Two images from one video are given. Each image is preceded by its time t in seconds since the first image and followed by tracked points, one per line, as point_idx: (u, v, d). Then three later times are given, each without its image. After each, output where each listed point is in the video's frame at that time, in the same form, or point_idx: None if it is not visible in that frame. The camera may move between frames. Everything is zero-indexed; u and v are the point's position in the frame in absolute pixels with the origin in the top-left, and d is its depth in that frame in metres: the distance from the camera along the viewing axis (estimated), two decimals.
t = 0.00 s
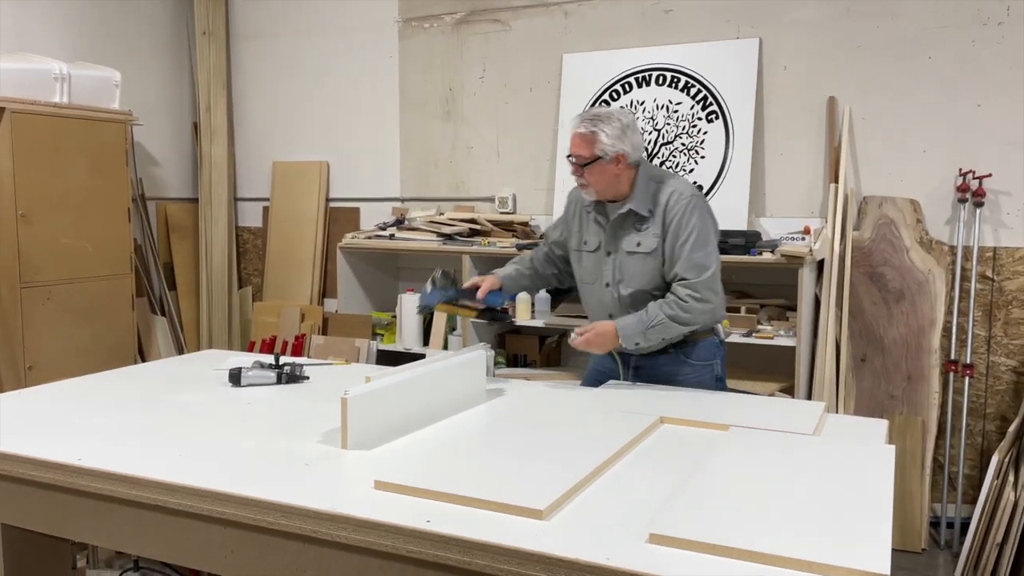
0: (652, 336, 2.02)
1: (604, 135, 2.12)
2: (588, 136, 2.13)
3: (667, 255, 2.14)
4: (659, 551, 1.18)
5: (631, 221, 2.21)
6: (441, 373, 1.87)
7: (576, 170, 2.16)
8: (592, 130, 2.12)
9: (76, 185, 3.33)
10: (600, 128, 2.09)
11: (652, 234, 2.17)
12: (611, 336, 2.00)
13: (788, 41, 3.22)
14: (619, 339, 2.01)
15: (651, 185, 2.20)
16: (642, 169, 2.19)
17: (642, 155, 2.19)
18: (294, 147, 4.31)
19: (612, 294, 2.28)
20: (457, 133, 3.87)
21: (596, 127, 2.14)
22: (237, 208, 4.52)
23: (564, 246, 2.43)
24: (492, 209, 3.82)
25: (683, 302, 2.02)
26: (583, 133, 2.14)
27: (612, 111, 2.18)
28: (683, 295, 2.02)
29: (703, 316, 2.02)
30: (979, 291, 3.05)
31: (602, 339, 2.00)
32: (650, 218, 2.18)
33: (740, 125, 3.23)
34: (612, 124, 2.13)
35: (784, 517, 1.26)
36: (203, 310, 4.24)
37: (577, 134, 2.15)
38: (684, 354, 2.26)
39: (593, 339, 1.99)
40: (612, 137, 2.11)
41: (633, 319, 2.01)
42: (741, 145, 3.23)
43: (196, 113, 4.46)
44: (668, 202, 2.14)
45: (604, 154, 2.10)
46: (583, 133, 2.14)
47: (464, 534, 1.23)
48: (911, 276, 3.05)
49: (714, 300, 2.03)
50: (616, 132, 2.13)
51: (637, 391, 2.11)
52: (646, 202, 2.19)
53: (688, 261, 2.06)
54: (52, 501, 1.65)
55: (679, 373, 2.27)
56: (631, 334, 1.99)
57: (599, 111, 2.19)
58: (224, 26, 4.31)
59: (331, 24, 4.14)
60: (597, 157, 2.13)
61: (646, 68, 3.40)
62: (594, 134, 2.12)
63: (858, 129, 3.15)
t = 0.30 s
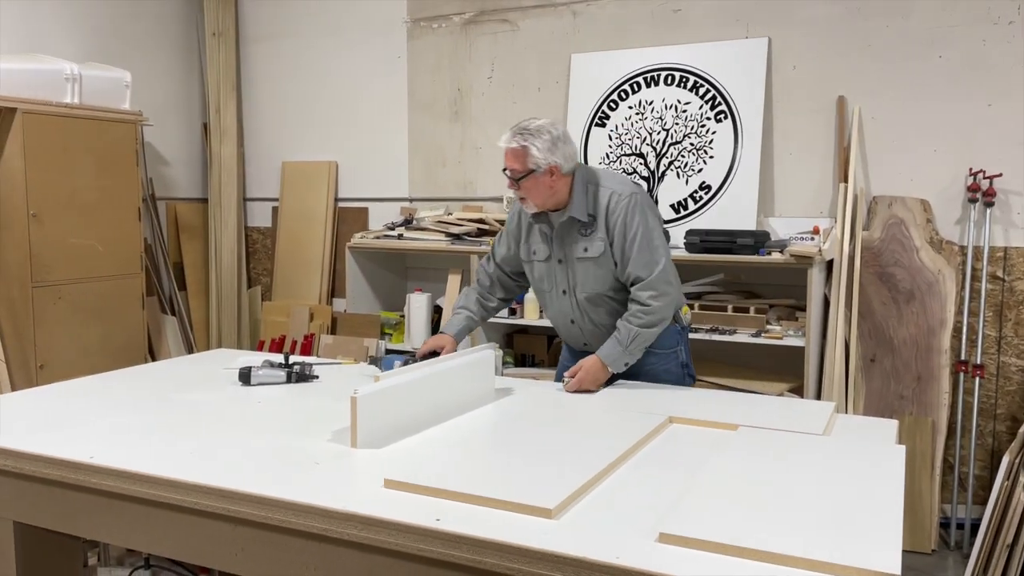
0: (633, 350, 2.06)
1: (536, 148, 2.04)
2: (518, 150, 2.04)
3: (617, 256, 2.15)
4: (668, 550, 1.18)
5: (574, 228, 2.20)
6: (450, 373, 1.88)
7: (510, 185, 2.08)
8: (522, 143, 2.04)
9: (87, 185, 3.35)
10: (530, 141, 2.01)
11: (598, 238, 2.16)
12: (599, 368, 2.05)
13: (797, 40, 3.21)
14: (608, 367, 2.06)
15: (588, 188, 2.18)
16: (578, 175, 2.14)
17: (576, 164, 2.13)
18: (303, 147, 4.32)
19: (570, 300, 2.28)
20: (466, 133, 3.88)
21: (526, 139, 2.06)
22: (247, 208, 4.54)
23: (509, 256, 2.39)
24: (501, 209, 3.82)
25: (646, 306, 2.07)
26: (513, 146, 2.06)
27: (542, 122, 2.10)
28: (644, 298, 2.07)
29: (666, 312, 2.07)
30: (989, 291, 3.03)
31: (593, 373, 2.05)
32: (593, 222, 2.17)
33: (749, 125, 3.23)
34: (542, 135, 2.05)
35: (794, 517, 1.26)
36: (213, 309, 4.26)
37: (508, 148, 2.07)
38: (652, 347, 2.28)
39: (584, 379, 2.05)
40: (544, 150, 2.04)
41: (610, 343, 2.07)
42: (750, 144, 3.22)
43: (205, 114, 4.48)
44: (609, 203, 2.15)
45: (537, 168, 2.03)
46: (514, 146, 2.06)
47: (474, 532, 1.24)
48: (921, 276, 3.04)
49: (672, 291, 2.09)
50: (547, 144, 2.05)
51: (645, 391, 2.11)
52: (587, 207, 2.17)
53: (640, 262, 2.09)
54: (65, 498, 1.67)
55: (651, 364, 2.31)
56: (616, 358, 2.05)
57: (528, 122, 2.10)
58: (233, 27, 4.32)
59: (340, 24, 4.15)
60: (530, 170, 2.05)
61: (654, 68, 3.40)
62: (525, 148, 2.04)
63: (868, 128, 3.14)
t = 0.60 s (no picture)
0: (628, 346, 2.05)
1: (495, 164, 2.00)
2: (477, 167, 2.00)
3: (592, 259, 2.15)
4: (675, 544, 1.19)
5: (543, 236, 2.19)
6: (451, 373, 1.87)
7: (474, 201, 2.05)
8: (481, 160, 2.00)
9: (95, 183, 3.37)
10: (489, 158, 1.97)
11: (569, 244, 2.15)
12: (596, 368, 2.04)
13: (803, 38, 3.21)
14: (607, 366, 2.04)
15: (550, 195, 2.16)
16: (540, 184, 2.12)
17: (537, 173, 2.11)
18: (310, 145, 4.33)
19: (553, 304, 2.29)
20: (471, 131, 3.88)
21: (485, 155, 2.01)
22: (253, 207, 4.55)
23: (484, 265, 2.38)
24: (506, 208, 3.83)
25: (631, 302, 2.07)
26: (472, 164, 2.01)
27: (500, 135, 2.05)
28: (628, 295, 2.07)
29: (652, 305, 2.08)
30: (996, 289, 3.03)
31: (593, 373, 2.04)
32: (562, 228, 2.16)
33: (755, 123, 3.23)
34: (500, 150, 2.01)
35: (801, 513, 1.26)
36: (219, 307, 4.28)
37: (468, 165, 2.02)
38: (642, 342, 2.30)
39: (584, 381, 2.04)
40: (504, 165, 2.00)
41: (603, 342, 2.05)
42: (756, 142, 3.22)
43: (212, 112, 4.49)
44: (575, 208, 2.13)
45: (498, 185, 1.99)
46: (474, 163, 2.01)
47: (482, 527, 1.24)
48: (927, 274, 3.03)
49: (654, 284, 2.10)
50: (507, 159, 2.01)
51: (650, 388, 2.12)
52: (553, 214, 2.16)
53: (617, 261, 2.09)
54: (76, 494, 1.68)
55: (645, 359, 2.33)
56: (613, 358, 2.04)
57: (486, 136, 2.06)
58: (239, 26, 4.33)
59: (346, 23, 4.16)
60: (492, 186, 2.02)
61: (660, 66, 3.40)
62: (484, 164, 2.00)
63: (874, 126, 3.14)
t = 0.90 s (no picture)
0: (629, 341, 2.07)
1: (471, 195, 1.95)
2: (454, 199, 1.95)
3: (581, 265, 2.13)
4: (680, 542, 1.19)
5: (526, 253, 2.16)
6: (453, 372, 1.86)
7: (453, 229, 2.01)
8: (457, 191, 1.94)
9: (99, 182, 3.37)
10: (465, 190, 1.91)
11: (555, 257, 2.13)
12: (599, 365, 2.05)
13: (806, 36, 3.21)
14: (609, 363, 2.05)
15: (527, 211, 2.12)
16: (518, 204, 2.08)
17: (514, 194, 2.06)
18: (312, 144, 4.33)
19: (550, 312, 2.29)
20: (474, 129, 3.89)
21: (459, 185, 1.96)
22: (256, 205, 4.56)
23: (470, 283, 2.36)
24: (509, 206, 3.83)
25: (627, 299, 2.07)
26: (447, 195, 1.96)
27: (473, 161, 1.99)
28: (623, 294, 2.07)
29: (649, 298, 2.09)
30: (998, 287, 3.03)
31: (595, 370, 2.05)
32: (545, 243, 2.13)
33: (758, 120, 3.23)
34: (474, 179, 1.95)
35: (805, 509, 1.27)
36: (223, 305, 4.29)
37: (443, 196, 1.97)
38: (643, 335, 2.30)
39: (586, 378, 2.05)
40: (480, 195, 1.95)
41: (604, 340, 2.06)
42: (759, 140, 3.22)
43: (215, 111, 4.50)
44: (556, 221, 2.10)
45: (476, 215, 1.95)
46: (449, 195, 1.96)
47: (488, 524, 1.25)
48: (930, 271, 3.03)
49: (647, 276, 2.10)
50: (482, 186, 1.96)
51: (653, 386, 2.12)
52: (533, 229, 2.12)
53: (607, 264, 2.08)
54: (82, 492, 1.69)
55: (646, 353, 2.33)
56: (616, 355, 2.05)
57: (459, 163, 2.00)
58: (242, 24, 4.34)
59: (349, 21, 4.16)
60: (470, 214, 1.98)
61: (663, 64, 3.40)
62: (460, 195, 1.95)
63: (876, 124, 3.14)
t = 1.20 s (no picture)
0: (629, 341, 2.07)
1: (484, 177, 1.96)
2: (467, 181, 1.96)
3: (586, 260, 2.13)
4: (682, 541, 1.19)
5: (531, 243, 2.15)
6: (454, 372, 1.86)
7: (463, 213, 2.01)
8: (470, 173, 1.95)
9: (98, 181, 3.37)
10: (478, 172, 1.93)
11: (560, 248, 2.13)
12: (599, 365, 2.05)
13: (806, 35, 3.20)
14: (609, 362, 2.06)
15: (536, 201, 2.12)
16: (527, 192, 2.09)
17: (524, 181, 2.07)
18: (311, 143, 4.33)
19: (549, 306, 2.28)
20: (474, 129, 3.88)
21: (472, 168, 1.97)
22: (255, 205, 4.56)
23: (472, 270, 2.36)
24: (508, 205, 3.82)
25: (629, 298, 2.08)
26: (460, 177, 1.97)
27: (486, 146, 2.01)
28: (626, 292, 2.07)
29: (650, 299, 2.09)
30: (998, 285, 3.04)
31: (595, 370, 2.05)
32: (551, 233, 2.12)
33: (757, 119, 3.22)
34: (487, 162, 1.96)
35: (807, 508, 1.27)
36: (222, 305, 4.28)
37: (456, 178, 1.98)
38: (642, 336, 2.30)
39: (586, 377, 2.05)
40: (493, 177, 1.96)
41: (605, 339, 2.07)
42: (758, 139, 3.22)
43: (214, 111, 4.49)
44: (564, 213, 2.10)
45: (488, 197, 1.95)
46: (461, 177, 1.97)
47: (489, 524, 1.25)
48: (930, 270, 3.03)
49: (650, 278, 2.11)
50: (495, 170, 1.97)
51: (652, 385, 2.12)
52: (541, 219, 2.12)
53: (613, 260, 2.08)
54: (82, 491, 1.69)
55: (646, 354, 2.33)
56: (615, 355, 2.05)
57: (472, 149, 2.02)
58: (241, 23, 4.33)
59: (348, 20, 4.15)
60: (481, 198, 1.98)
61: (662, 62, 3.40)
62: (473, 177, 1.96)
63: (876, 122, 3.14)
